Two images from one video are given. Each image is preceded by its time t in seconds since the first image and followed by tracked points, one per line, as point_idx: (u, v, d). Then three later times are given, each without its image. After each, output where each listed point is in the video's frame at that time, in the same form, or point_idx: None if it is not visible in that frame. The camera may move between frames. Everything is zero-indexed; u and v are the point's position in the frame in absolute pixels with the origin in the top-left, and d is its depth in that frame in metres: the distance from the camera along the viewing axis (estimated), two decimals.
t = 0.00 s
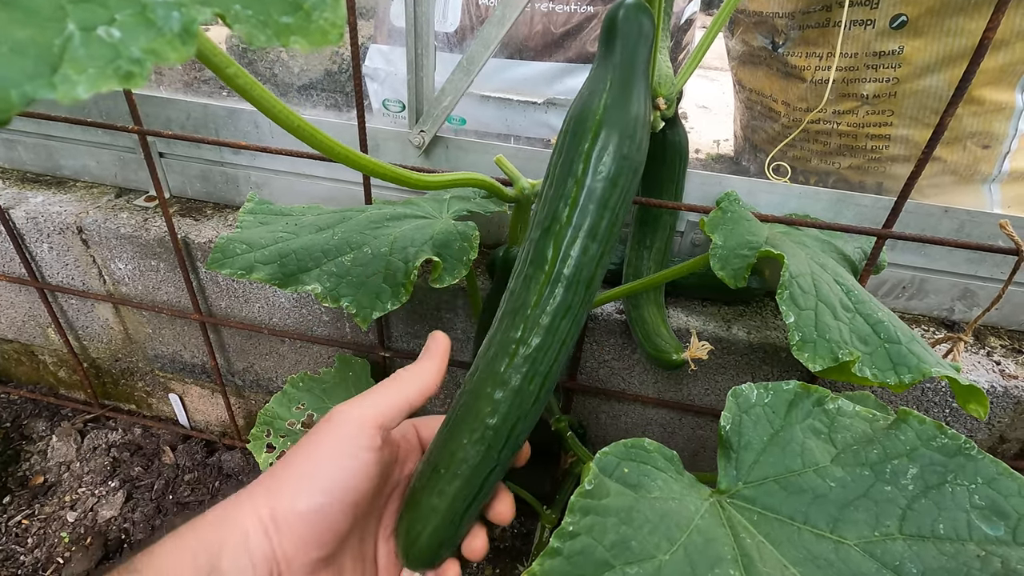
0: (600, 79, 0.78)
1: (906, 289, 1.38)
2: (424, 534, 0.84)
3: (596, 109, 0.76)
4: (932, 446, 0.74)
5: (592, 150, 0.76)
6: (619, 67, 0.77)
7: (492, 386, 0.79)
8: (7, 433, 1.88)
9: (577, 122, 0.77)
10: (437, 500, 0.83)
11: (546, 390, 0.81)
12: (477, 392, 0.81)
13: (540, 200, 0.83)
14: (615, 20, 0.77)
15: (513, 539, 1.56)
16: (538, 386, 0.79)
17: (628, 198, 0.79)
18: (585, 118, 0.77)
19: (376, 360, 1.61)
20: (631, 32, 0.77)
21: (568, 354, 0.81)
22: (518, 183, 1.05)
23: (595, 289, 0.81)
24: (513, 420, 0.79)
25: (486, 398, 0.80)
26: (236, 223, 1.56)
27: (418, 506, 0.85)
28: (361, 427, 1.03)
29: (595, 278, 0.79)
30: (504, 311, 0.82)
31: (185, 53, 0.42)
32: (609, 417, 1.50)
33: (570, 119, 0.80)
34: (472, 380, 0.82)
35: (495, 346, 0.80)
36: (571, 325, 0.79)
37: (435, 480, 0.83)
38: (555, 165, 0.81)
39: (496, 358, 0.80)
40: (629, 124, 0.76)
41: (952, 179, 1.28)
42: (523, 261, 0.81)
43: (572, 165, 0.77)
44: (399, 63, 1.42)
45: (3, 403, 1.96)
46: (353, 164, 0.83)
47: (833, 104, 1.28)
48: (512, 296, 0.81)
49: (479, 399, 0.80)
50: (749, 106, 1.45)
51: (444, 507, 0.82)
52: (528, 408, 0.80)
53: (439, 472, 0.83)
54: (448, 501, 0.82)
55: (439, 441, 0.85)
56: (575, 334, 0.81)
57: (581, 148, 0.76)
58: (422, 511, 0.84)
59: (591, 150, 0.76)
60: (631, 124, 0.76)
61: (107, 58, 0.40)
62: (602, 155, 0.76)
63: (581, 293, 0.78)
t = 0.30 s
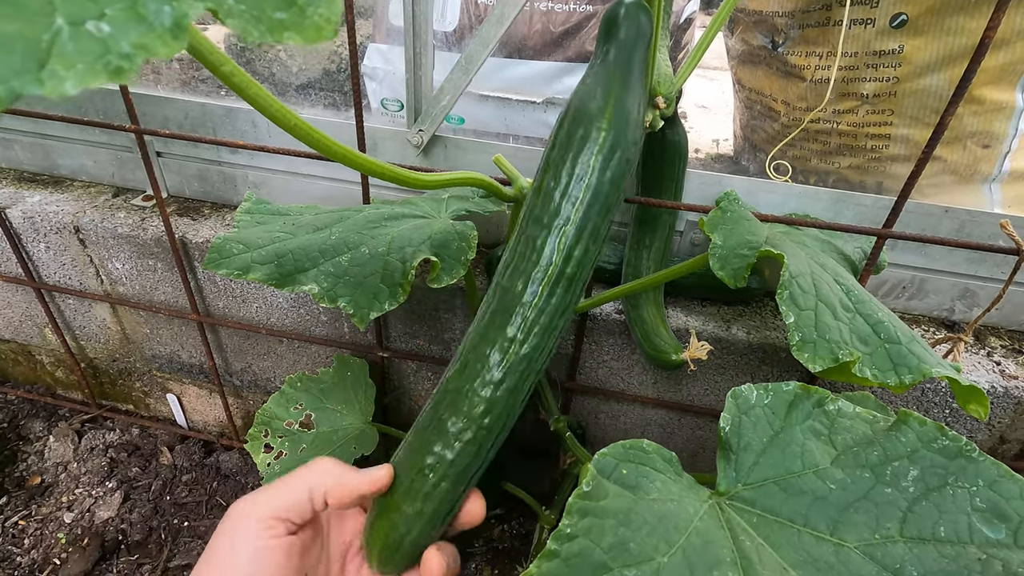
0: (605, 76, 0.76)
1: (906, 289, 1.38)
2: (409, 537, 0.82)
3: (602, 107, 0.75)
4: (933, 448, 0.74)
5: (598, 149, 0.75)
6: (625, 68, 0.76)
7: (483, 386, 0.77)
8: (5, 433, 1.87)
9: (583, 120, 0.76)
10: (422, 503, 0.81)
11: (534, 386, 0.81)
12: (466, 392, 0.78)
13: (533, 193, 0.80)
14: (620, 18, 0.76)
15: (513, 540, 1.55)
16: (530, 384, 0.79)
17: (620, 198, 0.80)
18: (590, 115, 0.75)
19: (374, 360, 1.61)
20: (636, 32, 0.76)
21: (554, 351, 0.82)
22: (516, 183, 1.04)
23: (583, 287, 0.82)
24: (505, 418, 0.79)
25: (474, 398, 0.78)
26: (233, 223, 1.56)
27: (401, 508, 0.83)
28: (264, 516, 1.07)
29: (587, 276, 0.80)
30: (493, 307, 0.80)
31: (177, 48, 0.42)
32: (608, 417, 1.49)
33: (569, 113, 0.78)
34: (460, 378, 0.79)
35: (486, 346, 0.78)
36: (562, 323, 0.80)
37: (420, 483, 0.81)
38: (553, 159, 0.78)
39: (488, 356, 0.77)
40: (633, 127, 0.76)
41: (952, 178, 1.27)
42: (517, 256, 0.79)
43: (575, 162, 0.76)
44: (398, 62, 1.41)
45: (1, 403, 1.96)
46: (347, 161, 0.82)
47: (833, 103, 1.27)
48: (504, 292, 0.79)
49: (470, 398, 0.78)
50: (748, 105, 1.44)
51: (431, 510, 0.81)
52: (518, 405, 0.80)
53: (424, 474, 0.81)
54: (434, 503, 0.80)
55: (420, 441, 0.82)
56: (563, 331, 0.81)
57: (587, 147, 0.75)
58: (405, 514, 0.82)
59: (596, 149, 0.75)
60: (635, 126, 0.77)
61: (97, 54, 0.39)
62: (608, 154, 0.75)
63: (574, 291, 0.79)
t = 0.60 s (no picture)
0: (595, 69, 0.76)
1: (906, 290, 1.38)
2: (374, 534, 0.82)
3: (589, 99, 0.75)
4: (932, 450, 0.74)
5: (580, 141, 0.75)
6: (617, 61, 0.76)
7: (458, 380, 0.78)
8: (4, 434, 1.87)
9: (569, 113, 0.76)
10: (390, 500, 0.81)
11: (515, 384, 0.80)
12: (441, 386, 0.79)
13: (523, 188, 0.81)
14: (616, 13, 0.76)
15: (512, 541, 1.56)
16: (507, 382, 0.78)
17: (612, 196, 0.79)
18: (577, 108, 0.75)
19: (374, 361, 1.61)
20: (632, 26, 0.76)
21: (539, 351, 0.81)
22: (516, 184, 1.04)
23: (572, 287, 0.80)
24: (480, 414, 0.78)
25: (447, 392, 0.78)
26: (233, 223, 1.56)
27: (372, 503, 0.84)
28: None
29: (573, 274, 0.79)
30: (476, 300, 0.81)
31: (176, 52, 0.42)
32: (608, 418, 1.50)
33: (561, 107, 0.78)
34: (437, 372, 0.80)
35: (464, 340, 0.79)
36: (546, 321, 0.79)
37: (391, 478, 0.82)
38: (541, 152, 0.79)
39: (465, 349, 0.78)
40: (622, 120, 0.75)
41: (952, 180, 1.27)
42: (500, 250, 0.80)
43: (558, 154, 0.76)
44: (398, 64, 1.41)
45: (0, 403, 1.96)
46: (347, 163, 0.82)
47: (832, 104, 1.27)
48: (487, 285, 0.80)
49: (444, 392, 0.79)
50: (748, 106, 1.44)
51: (397, 509, 0.81)
52: (495, 403, 0.79)
53: (394, 470, 0.82)
54: (402, 501, 0.80)
55: (395, 437, 0.83)
56: (548, 331, 0.80)
57: (571, 139, 0.75)
58: (375, 509, 0.83)
59: (580, 140, 0.75)
60: (623, 118, 0.75)
61: (95, 58, 0.39)
62: (592, 146, 0.74)
63: (558, 289, 0.78)
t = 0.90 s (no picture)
0: (607, 74, 0.76)
1: (907, 291, 1.38)
2: (397, 545, 0.79)
3: (604, 106, 0.75)
4: (935, 450, 0.74)
5: (599, 147, 0.75)
6: (629, 67, 0.76)
7: (480, 387, 0.76)
8: (5, 433, 1.87)
9: (585, 119, 0.76)
10: (413, 508, 0.78)
11: (531, 387, 0.80)
12: (460, 392, 0.77)
13: (534, 191, 0.80)
14: (625, 16, 0.76)
15: (513, 541, 1.56)
16: (526, 386, 0.78)
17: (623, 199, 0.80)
18: (592, 114, 0.75)
19: (376, 361, 1.61)
20: (640, 29, 0.76)
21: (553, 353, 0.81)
22: (519, 185, 1.04)
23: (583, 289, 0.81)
24: (500, 419, 0.78)
25: (469, 399, 0.76)
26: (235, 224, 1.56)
27: (391, 513, 0.80)
28: None
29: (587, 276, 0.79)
30: (490, 306, 0.79)
31: (194, 56, 0.42)
32: (609, 418, 1.50)
33: (572, 111, 0.78)
34: (454, 379, 0.78)
35: (483, 346, 0.77)
36: (562, 324, 0.79)
37: (412, 486, 0.78)
38: (554, 156, 0.78)
39: (485, 355, 0.76)
40: (637, 126, 0.76)
41: (953, 181, 1.27)
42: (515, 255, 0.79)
43: (575, 160, 0.76)
44: (400, 64, 1.41)
45: (1, 403, 1.96)
46: (350, 164, 0.82)
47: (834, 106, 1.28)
48: (502, 290, 0.78)
49: (465, 398, 0.77)
50: (750, 107, 1.44)
51: (422, 517, 0.78)
52: (514, 407, 0.79)
53: (416, 479, 0.78)
54: (426, 508, 0.78)
55: (412, 444, 0.80)
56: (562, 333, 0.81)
57: (589, 145, 0.75)
58: (396, 520, 0.79)
59: (597, 146, 0.75)
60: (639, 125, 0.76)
61: (115, 62, 0.39)
62: (610, 152, 0.75)
63: (574, 292, 0.78)
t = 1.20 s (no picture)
0: (618, 73, 0.76)
1: (911, 291, 1.38)
2: (415, 550, 0.77)
3: (615, 105, 0.75)
4: (943, 450, 0.74)
5: (610, 146, 0.75)
6: (639, 66, 0.76)
7: (496, 389, 0.76)
8: (7, 433, 1.87)
9: (596, 119, 0.76)
10: (432, 512, 0.76)
11: (547, 389, 0.80)
12: (476, 395, 0.77)
13: (546, 192, 0.80)
14: (635, 15, 0.76)
15: (516, 541, 1.56)
16: (543, 387, 0.78)
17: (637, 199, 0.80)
18: (603, 114, 0.75)
19: (379, 361, 1.61)
20: (649, 28, 0.76)
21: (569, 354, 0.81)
22: (524, 184, 1.04)
23: (599, 290, 0.80)
24: (517, 420, 0.77)
25: (486, 401, 0.76)
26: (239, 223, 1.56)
27: (409, 517, 0.77)
28: None
29: (603, 277, 0.79)
30: (505, 308, 0.79)
31: (205, 50, 0.42)
32: (613, 419, 1.50)
33: (583, 112, 0.78)
34: (470, 381, 0.78)
35: (499, 347, 0.77)
36: (577, 325, 0.79)
37: (429, 490, 0.77)
38: (566, 157, 0.78)
39: (501, 357, 0.76)
40: (649, 126, 0.76)
41: (957, 182, 1.27)
42: (528, 256, 0.79)
43: (588, 160, 0.76)
44: (404, 64, 1.42)
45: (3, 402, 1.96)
46: (359, 163, 0.82)
47: (839, 106, 1.28)
48: (517, 291, 0.78)
49: (481, 400, 0.76)
50: (754, 107, 1.44)
51: (441, 521, 0.76)
52: (530, 409, 0.78)
53: (434, 483, 0.77)
54: (445, 512, 0.76)
55: (429, 447, 0.79)
56: (578, 334, 0.80)
57: (602, 145, 0.75)
58: (413, 525, 0.77)
59: (609, 146, 0.75)
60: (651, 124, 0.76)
61: (127, 54, 0.39)
62: (622, 151, 0.75)
63: (589, 292, 0.78)
